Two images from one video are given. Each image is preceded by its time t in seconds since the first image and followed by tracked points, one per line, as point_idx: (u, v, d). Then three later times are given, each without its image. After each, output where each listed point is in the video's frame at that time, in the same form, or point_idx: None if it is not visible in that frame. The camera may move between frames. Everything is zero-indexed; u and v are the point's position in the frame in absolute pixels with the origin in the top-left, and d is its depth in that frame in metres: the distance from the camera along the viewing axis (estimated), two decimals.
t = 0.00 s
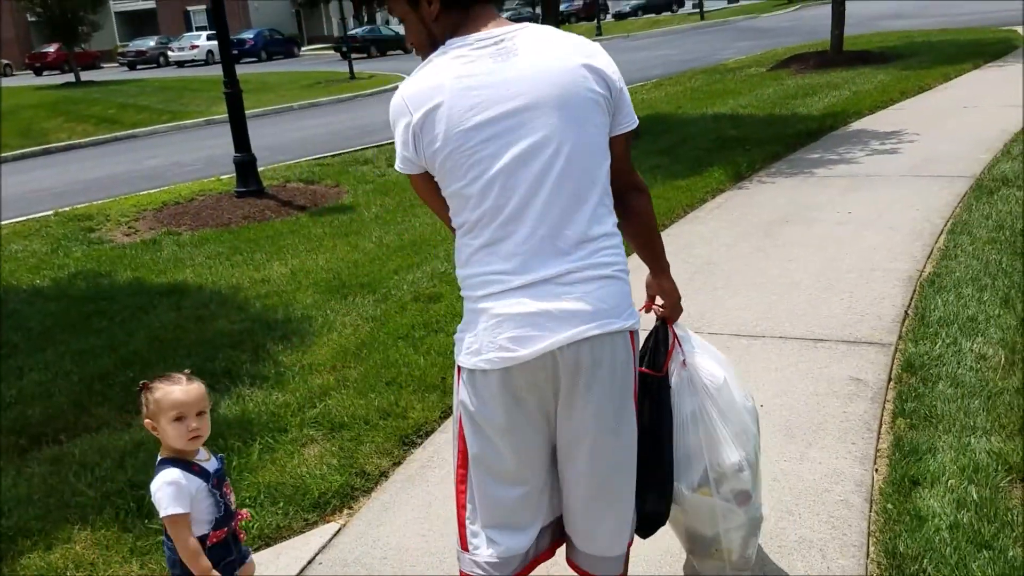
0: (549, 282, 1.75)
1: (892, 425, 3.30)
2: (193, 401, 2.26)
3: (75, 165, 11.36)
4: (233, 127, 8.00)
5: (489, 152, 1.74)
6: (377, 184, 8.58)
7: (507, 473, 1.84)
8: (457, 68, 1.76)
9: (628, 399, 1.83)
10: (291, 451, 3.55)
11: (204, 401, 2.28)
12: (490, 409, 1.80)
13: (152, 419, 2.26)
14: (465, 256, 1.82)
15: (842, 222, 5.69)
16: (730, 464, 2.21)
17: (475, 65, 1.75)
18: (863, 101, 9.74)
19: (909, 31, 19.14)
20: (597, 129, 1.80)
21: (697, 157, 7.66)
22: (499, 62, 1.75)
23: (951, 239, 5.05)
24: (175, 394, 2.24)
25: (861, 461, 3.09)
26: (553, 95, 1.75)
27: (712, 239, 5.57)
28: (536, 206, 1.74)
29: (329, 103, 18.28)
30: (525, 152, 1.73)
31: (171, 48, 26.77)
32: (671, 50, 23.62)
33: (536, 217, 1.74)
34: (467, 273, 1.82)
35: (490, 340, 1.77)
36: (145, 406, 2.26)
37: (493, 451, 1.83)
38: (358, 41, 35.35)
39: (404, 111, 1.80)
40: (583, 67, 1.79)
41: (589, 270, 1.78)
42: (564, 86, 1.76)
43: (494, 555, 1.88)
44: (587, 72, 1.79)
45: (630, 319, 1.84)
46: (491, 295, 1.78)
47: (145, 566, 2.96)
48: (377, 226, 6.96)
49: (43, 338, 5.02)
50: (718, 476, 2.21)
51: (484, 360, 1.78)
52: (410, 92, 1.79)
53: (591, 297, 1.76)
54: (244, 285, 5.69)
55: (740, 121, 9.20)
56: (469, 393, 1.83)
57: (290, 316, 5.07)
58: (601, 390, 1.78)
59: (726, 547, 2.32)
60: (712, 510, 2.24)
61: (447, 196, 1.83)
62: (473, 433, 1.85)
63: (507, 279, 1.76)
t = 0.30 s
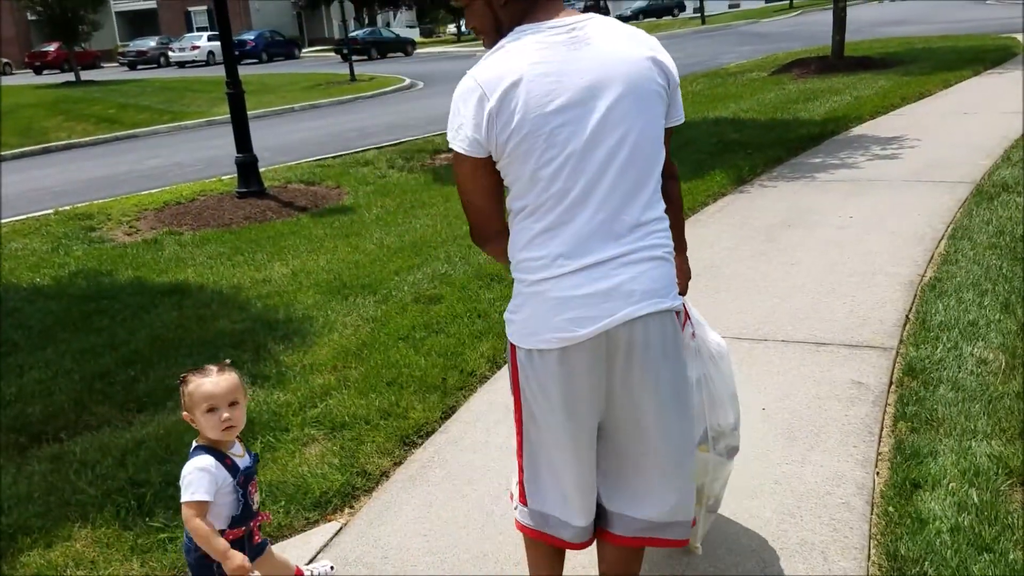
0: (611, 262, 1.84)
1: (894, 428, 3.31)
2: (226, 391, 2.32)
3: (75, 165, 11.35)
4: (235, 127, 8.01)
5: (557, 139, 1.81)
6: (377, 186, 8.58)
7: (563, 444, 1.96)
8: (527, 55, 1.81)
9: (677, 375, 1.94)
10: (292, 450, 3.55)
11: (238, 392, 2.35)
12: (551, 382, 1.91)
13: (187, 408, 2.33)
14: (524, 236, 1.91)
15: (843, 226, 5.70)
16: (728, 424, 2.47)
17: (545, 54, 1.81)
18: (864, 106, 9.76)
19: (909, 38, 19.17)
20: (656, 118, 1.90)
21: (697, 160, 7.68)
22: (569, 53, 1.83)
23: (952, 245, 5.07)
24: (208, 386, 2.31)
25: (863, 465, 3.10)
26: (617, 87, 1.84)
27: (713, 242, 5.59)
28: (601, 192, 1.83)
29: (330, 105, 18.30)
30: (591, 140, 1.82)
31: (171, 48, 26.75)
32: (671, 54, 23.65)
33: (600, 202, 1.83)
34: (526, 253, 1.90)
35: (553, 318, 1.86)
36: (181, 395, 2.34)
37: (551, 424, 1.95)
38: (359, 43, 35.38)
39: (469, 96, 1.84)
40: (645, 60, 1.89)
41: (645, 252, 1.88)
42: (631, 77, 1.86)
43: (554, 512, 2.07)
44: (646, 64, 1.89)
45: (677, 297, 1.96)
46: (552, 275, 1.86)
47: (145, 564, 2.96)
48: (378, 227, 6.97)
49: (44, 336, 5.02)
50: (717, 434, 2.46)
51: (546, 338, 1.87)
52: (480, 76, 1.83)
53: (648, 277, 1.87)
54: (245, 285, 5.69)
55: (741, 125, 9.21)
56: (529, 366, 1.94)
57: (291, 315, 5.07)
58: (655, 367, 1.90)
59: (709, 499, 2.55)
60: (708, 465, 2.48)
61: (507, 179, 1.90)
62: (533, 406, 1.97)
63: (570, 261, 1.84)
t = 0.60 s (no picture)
0: (633, 241, 1.98)
1: (893, 421, 3.32)
2: (259, 362, 2.28)
3: (74, 151, 11.32)
4: (236, 115, 8.00)
5: (586, 126, 1.92)
6: (377, 175, 8.57)
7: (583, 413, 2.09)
8: (557, 42, 1.89)
9: (689, 343, 2.09)
10: (292, 437, 3.56)
11: (271, 363, 2.30)
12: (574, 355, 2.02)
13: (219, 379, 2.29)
14: (547, 215, 2.02)
15: (844, 219, 5.70)
16: (731, 390, 2.63)
17: (572, 44, 1.90)
18: (865, 100, 9.74)
19: (910, 32, 19.12)
20: (672, 105, 2.03)
21: (698, 152, 7.67)
22: (596, 41, 1.92)
23: (952, 239, 5.07)
24: (242, 358, 2.27)
25: (862, 456, 3.11)
26: (640, 75, 1.96)
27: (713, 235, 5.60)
28: (625, 175, 1.97)
29: (330, 94, 18.24)
30: (617, 126, 1.94)
31: (171, 35, 26.63)
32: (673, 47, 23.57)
33: (624, 184, 1.97)
34: (550, 233, 2.01)
35: (578, 293, 1.97)
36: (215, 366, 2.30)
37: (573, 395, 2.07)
38: (359, 32, 35.26)
39: (497, 79, 1.89)
40: (664, 51, 2.03)
41: (663, 231, 2.02)
42: (652, 66, 1.99)
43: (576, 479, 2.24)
44: (664, 54, 2.03)
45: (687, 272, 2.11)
46: (577, 253, 1.98)
47: (144, 549, 2.96)
48: (379, 216, 6.96)
49: (43, 322, 5.01)
50: (724, 402, 2.61)
51: (571, 313, 1.99)
52: (510, 59, 1.89)
53: (666, 254, 2.01)
54: (245, 273, 5.69)
55: (743, 118, 9.20)
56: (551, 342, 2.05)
57: (291, 304, 5.07)
58: (671, 336, 2.04)
59: (715, 467, 2.71)
60: (716, 433, 2.63)
61: (530, 162, 2.00)
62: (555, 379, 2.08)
63: (596, 240, 1.97)
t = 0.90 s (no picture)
0: (631, 213, 2.18)
1: (872, 414, 3.35)
2: (278, 334, 2.36)
3: (53, 138, 11.20)
4: (219, 103, 7.95)
5: (587, 106, 2.11)
6: (361, 167, 8.54)
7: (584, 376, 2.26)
8: (555, 31, 2.08)
9: (678, 304, 2.30)
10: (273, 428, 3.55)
11: (289, 335, 2.38)
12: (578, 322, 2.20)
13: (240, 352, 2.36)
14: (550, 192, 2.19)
15: (826, 215, 5.73)
16: (740, 368, 2.71)
17: (571, 31, 2.09)
18: (848, 97, 9.79)
19: (892, 30, 19.21)
20: (661, 85, 2.24)
21: (682, 147, 7.70)
22: (589, 28, 2.11)
23: (933, 235, 5.11)
24: (261, 329, 2.35)
25: (840, 450, 3.13)
26: (631, 58, 2.16)
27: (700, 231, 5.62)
28: (622, 152, 2.16)
29: (314, 84, 18.14)
30: (615, 107, 2.13)
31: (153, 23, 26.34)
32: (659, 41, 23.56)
33: (622, 161, 2.16)
34: (554, 210, 2.18)
35: (582, 264, 2.15)
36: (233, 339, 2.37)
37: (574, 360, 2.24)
38: (344, 22, 35.06)
39: (503, 66, 2.05)
40: (652, 34, 2.23)
41: (655, 202, 2.23)
42: (643, 48, 2.18)
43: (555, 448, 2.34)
44: (652, 38, 2.23)
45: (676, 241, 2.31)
46: (581, 227, 2.15)
47: (124, 539, 2.94)
48: (363, 207, 6.94)
49: (22, 310, 4.97)
50: (733, 381, 2.67)
51: (576, 284, 2.16)
52: (513, 47, 2.06)
53: (659, 223, 2.22)
54: (226, 263, 5.65)
55: (727, 113, 9.23)
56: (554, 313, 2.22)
57: (273, 294, 5.05)
58: (663, 298, 2.25)
59: (728, 450, 2.72)
60: (727, 413, 2.66)
61: (535, 144, 2.17)
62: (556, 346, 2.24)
63: (598, 213, 2.15)
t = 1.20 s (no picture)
0: (670, 200, 2.24)
1: (858, 412, 3.37)
2: (304, 330, 2.35)
3: (38, 138, 11.13)
4: (206, 102, 7.92)
5: (632, 95, 2.17)
6: (349, 165, 8.53)
7: (628, 363, 2.28)
8: (603, 20, 2.13)
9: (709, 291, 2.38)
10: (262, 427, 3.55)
11: (313, 331, 2.38)
12: (623, 308, 2.22)
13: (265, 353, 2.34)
14: (592, 180, 2.23)
15: (813, 214, 5.76)
16: (753, 362, 2.85)
17: (619, 21, 2.15)
18: (835, 96, 9.84)
19: (878, 30, 19.29)
20: (694, 80, 2.32)
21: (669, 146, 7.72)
22: (633, 19, 2.18)
23: (918, 234, 5.14)
24: (288, 327, 2.33)
25: (826, 447, 3.15)
26: (671, 51, 2.23)
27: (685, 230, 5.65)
28: (663, 141, 2.23)
29: (302, 83, 18.08)
30: (656, 97, 2.20)
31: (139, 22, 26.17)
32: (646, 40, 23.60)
33: (662, 150, 2.23)
34: (597, 197, 2.22)
35: (626, 250, 2.19)
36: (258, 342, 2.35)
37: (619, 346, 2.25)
38: (331, 21, 34.98)
39: (556, 50, 2.08)
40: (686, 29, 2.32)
41: (689, 192, 2.30)
42: (680, 42, 2.27)
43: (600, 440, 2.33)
44: (687, 32, 2.31)
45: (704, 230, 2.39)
46: (624, 214, 2.20)
47: (112, 539, 2.93)
48: (351, 207, 6.92)
49: (7, 310, 4.94)
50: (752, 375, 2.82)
51: (620, 269, 2.19)
52: (564, 34, 2.10)
53: (694, 211, 2.30)
54: (213, 262, 5.63)
55: (714, 112, 9.27)
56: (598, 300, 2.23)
57: (261, 293, 5.04)
58: (698, 284, 2.32)
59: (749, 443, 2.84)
60: (750, 407, 2.80)
61: (578, 132, 2.21)
62: (599, 333, 2.25)
63: (641, 200, 2.21)
